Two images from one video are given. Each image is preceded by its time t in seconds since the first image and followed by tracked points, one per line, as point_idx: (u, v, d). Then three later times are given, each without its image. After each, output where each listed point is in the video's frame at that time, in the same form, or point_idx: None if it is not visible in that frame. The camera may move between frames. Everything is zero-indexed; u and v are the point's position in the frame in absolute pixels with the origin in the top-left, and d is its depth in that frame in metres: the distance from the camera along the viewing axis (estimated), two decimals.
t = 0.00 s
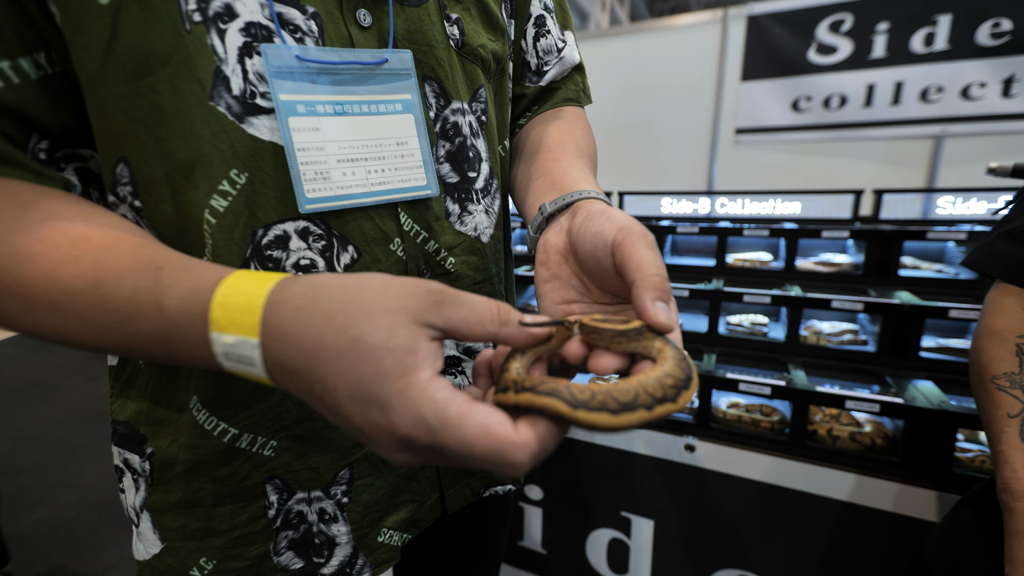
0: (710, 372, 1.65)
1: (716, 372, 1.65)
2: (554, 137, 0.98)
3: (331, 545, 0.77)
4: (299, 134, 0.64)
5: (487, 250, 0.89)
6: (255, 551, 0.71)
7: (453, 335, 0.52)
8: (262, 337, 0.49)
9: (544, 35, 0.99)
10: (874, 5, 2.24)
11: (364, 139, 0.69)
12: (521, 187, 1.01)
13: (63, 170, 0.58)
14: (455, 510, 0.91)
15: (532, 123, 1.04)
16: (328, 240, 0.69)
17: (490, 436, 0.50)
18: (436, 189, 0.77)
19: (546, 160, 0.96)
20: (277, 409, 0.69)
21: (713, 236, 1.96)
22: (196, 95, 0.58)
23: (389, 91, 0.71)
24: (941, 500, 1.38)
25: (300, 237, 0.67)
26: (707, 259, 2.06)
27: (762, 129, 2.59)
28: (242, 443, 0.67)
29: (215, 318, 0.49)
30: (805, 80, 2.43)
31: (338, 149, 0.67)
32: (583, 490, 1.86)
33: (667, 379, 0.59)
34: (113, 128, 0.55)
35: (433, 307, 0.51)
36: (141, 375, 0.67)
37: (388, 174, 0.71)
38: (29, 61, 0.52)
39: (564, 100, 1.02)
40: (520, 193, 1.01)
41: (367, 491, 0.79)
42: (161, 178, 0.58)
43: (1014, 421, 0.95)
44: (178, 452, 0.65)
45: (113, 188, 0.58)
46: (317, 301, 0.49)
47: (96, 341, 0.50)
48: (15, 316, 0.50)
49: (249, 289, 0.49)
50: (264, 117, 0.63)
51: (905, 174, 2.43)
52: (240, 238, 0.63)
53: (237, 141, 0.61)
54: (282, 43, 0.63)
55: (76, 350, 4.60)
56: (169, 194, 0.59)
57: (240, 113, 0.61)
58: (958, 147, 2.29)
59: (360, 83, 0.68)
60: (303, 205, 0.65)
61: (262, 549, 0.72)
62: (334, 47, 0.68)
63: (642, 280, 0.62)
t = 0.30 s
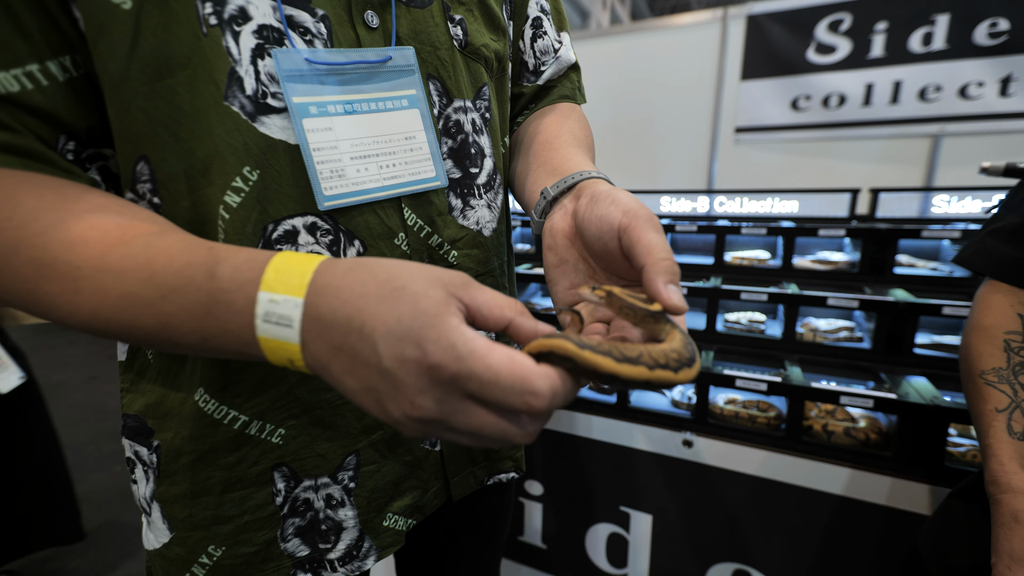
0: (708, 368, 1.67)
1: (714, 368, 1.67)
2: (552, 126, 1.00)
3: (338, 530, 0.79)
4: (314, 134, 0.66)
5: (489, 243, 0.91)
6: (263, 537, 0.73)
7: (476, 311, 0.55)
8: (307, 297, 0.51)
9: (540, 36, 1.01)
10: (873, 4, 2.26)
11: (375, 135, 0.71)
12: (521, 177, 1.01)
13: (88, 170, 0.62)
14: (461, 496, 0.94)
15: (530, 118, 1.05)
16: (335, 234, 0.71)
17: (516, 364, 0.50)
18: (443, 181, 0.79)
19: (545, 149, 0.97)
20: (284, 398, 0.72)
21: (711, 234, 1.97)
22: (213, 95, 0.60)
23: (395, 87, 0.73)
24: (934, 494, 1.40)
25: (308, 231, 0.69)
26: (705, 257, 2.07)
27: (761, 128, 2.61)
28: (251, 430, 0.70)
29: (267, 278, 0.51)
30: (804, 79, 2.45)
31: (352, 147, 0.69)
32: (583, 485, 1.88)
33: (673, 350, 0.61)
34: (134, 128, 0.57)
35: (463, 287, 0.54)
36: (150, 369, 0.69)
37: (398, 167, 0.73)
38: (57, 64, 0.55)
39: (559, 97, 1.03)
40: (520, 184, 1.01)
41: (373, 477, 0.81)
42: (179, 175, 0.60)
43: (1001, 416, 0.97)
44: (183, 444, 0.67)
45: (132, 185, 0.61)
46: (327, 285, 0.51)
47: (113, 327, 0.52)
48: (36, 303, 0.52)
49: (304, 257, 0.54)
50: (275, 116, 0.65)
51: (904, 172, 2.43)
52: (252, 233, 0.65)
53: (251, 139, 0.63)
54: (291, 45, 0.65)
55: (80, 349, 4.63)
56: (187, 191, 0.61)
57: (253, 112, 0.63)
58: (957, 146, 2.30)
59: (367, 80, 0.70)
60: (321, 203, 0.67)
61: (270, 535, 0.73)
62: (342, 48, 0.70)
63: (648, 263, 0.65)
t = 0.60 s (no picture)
0: (704, 364, 1.69)
1: (710, 364, 1.69)
2: (548, 127, 1.02)
3: (347, 512, 0.81)
4: (326, 136, 0.68)
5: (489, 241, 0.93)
6: (275, 519, 0.75)
7: (464, 250, 0.54)
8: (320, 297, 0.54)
9: (539, 40, 1.03)
10: (871, 4, 2.27)
11: (383, 137, 0.73)
12: (521, 176, 1.04)
13: (113, 170, 0.65)
14: (462, 483, 0.97)
15: (529, 119, 1.07)
16: (345, 232, 0.74)
17: (529, 312, 0.51)
18: (448, 180, 0.81)
19: (542, 149, 1.00)
20: (297, 387, 0.74)
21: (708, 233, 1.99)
22: (233, 100, 0.63)
23: (402, 91, 0.75)
24: (924, 487, 1.43)
25: (318, 229, 0.72)
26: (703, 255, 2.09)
27: (761, 127, 2.62)
28: (266, 417, 0.73)
29: (280, 280, 0.54)
30: (802, 78, 2.47)
31: (362, 148, 0.71)
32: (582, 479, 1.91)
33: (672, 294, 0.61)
34: (158, 131, 0.60)
35: (445, 235, 0.53)
36: (167, 360, 0.72)
37: (406, 168, 0.76)
38: (87, 71, 0.58)
39: (557, 99, 1.06)
40: (519, 182, 1.03)
41: (379, 462, 0.83)
42: (200, 176, 0.63)
43: (986, 409, 1.00)
44: (203, 431, 0.70)
45: (155, 185, 0.64)
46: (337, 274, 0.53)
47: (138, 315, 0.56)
48: (69, 295, 0.55)
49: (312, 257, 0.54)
50: (289, 119, 0.67)
51: (903, 171, 2.44)
52: (268, 231, 0.68)
53: (266, 141, 0.66)
54: (305, 51, 0.68)
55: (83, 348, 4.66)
56: (207, 191, 0.64)
57: (269, 116, 0.66)
58: (955, 145, 2.31)
59: (377, 84, 0.73)
60: (334, 201, 0.70)
61: (281, 518, 0.76)
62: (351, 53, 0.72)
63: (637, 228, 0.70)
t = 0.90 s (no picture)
0: (699, 364, 1.72)
1: (704, 364, 1.72)
2: (549, 138, 1.03)
3: (347, 509, 0.84)
4: (331, 147, 0.71)
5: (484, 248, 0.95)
6: (278, 516, 0.79)
7: (463, 233, 0.57)
8: (331, 276, 0.57)
9: (539, 53, 1.06)
10: (869, 5, 2.29)
11: (385, 147, 0.76)
12: (524, 188, 1.06)
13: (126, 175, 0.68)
14: (453, 479, 1.01)
15: (529, 128, 1.10)
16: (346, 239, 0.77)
17: (524, 277, 0.55)
18: (447, 188, 0.84)
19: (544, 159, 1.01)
20: (301, 386, 0.78)
21: (705, 234, 2.02)
22: (241, 112, 0.66)
23: (403, 103, 0.78)
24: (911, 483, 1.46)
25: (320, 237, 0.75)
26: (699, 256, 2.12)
27: (758, 127, 2.65)
28: (270, 417, 0.76)
29: (291, 265, 0.57)
30: (799, 79, 2.49)
31: (364, 157, 0.74)
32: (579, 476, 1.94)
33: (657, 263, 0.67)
34: (172, 142, 0.64)
35: (444, 217, 0.56)
36: (175, 360, 0.75)
37: (407, 177, 0.78)
38: (104, 84, 0.61)
39: (556, 108, 1.09)
40: (522, 194, 1.05)
41: (378, 462, 0.86)
42: (209, 185, 0.66)
43: (967, 408, 1.05)
44: (210, 430, 0.73)
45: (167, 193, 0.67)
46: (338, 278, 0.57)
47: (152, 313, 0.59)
48: (88, 294, 0.59)
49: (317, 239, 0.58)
50: (294, 131, 0.71)
51: (899, 171, 2.46)
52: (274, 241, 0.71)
53: (272, 152, 0.69)
54: (311, 66, 0.71)
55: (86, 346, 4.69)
56: (215, 199, 0.67)
57: (276, 128, 0.69)
58: (950, 145, 2.33)
59: (379, 97, 0.76)
60: (337, 209, 0.72)
61: (284, 514, 0.79)
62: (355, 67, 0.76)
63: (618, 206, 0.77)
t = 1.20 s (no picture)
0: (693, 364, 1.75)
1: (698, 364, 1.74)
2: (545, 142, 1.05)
3: (344, 510, 0.87)
4: (328, 156, 0.74)
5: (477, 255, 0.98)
6: (279, 515, 0.82)
7: (467, 199, 0.60)
8: (337, 262, 0.59)
9: (535, 64, 1.09)
10: (865, 8, 2.31)
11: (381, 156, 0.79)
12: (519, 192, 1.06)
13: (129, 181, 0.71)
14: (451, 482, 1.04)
15: (528, 140, 1.12)
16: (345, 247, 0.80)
17: (537, 226, 0.59)
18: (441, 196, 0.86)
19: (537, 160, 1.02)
20: (300, 390, 0.81)
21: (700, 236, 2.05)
22: (241, 124, 0.68)
23: (400, 114, 0.81)
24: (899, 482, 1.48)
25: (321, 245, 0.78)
26: (694, 258, 2.15)
27: (756, 128, 2.66)
28: (270, 420, 0.79)
29: (296, 254, 0.59)
30: (796, 81, 2.51)
31: (361, 166, 0.77)
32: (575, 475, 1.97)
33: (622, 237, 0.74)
34: (174, 153, 0.67)
35: (446, 186, 0.58)
36: (180, 364, 0.78)
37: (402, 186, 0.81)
38: (111, 94, 0.64)
39: (553, 118, 1.11)
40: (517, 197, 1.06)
41: (374, 464, 0.89)
42: (209, 193, 0.69)
43: (946, 409, 1.11)
44: (214, 433, 0.76)
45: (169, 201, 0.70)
46: (348, 263, 0.59)
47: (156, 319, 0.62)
48: (94, 302, 0.61)
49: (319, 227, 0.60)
50: (293, 141, 0.74)
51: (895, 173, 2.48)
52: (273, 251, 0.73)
53: (270, 162, 0.72)
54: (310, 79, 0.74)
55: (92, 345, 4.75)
56: (215, 208, 0.70)
57: (274, 139, 0.72)
58: (945, 147, 2.35)
59: (376, 108, 0.78)
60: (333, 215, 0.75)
61: (285, 513, 0.83)
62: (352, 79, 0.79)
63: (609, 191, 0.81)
